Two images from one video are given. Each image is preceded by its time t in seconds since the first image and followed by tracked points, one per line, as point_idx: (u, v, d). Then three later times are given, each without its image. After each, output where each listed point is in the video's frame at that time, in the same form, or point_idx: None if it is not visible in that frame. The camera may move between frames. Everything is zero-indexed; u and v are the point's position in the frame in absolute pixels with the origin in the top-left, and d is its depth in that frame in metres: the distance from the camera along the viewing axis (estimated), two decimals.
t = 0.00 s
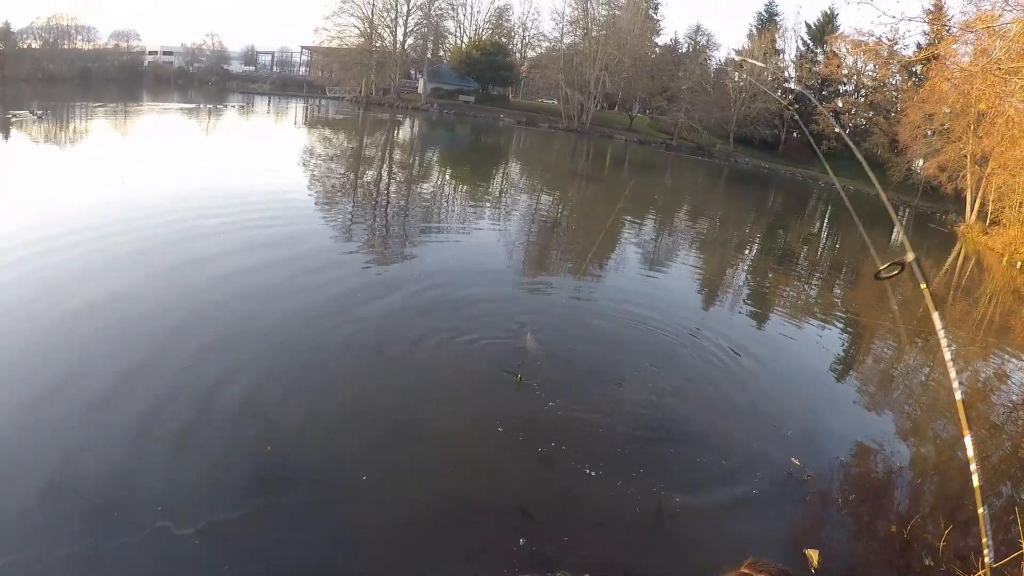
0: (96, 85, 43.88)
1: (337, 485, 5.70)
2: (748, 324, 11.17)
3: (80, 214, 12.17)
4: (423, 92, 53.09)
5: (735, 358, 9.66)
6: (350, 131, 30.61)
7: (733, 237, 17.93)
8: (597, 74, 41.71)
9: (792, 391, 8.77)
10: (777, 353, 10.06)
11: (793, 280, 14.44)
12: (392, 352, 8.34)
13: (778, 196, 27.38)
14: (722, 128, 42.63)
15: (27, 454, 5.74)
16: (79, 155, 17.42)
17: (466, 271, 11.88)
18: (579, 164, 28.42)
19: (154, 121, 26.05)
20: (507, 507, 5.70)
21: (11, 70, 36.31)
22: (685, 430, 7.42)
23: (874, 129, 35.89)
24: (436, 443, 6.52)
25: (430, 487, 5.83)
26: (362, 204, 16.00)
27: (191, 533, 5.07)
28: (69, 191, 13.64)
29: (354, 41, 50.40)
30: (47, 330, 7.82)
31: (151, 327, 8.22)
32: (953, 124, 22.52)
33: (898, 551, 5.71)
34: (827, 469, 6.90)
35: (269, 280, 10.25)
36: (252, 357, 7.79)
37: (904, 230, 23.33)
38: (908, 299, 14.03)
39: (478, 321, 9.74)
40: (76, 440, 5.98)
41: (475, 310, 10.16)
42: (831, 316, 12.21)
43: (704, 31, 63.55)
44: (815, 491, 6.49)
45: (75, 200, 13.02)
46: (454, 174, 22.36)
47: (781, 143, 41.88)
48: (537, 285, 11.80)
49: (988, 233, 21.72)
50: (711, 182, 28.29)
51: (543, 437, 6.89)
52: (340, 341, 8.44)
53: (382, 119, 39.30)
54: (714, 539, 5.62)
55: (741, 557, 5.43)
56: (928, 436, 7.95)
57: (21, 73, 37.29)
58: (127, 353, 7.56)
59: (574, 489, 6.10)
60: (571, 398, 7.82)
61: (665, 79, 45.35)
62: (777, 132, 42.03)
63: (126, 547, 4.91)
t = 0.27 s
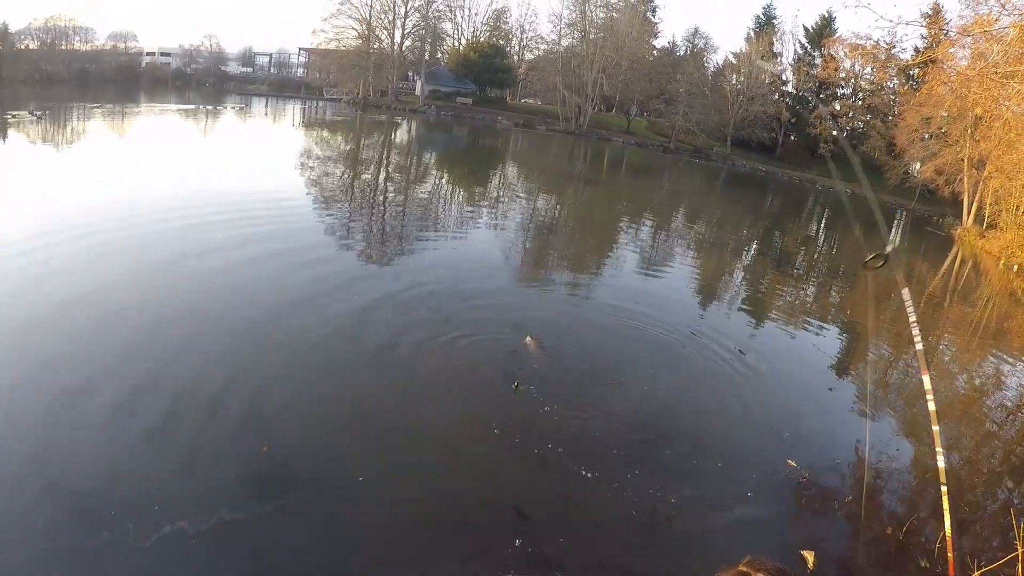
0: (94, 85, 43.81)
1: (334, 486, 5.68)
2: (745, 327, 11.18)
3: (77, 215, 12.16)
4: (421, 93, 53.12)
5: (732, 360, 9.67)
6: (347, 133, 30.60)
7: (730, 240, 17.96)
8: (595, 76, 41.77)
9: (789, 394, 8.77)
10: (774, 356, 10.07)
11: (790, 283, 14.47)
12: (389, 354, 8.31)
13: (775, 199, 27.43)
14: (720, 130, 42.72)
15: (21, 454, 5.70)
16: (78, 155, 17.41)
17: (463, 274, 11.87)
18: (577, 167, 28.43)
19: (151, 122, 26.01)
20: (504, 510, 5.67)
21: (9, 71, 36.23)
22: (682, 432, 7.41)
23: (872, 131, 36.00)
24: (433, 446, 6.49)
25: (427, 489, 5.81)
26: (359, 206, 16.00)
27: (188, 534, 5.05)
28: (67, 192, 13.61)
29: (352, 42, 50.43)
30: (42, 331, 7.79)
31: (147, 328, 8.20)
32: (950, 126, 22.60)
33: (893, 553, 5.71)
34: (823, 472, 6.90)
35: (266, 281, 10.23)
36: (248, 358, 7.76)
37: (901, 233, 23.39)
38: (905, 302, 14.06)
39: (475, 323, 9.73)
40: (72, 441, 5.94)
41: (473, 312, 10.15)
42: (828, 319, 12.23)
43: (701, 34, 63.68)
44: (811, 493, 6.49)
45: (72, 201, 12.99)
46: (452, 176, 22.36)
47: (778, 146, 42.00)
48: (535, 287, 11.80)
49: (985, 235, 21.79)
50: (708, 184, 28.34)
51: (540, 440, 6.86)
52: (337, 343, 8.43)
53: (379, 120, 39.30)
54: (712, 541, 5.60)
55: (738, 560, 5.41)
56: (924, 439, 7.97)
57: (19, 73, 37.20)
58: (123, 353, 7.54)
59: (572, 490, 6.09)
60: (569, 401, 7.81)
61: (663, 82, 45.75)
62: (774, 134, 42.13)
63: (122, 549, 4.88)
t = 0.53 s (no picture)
0: (91, 92, 43.78)
1: (326, 493, 5.60)
2: (741, 334, 11.16)
3: (74, 221, 12.10)
4: (418, 101, 53.22)
5: (728, 368, 9.63)
6: (344, 140, 30.61)
7: (726, 248, 17.95)
8: (591, 84, 41.94)
9: (786, 401, 8.73)
10: (770, 363, 10.04)
11: (786, 290, 14.46)
12: (384, 361, 8.26)
13: (771, 207, 27.48)
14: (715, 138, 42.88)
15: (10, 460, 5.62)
16: (74, 162, 17.37)
17: (460, 281, 11.84)
18: (573, 174, 28.47)
19: (148, 129, 25.98)
20: (499, 517, 5.60)
21: (6, 77, 36.18)
22: (678, 440, 7.35)
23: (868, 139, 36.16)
24: (427, 453, 6.43)
25: (423, 497, 5.73)
26: (356, 213, 15.97)
27: (180, 540, 4.97)
28: (62, 198, 13.54)
29: (349, 50, 50.61)
30: (34, 335, 7.72)
31: (140, 334, 8.13)
32: (946, 134, 22.69)
33: (890, 562, 5.65)
34: (820, 480, 6.85)
35: (261, 287, 10.17)
36: (242, 365, 7.69)
37: (897, 240, 23.45)
38: (902, 310, 14.05)
39: (472, 330, 9.68)
40: (62, 446, 5.86)
41: (469, 319, 10.11)
42: (824, 326, 12.21)
43: (698, 42, 63.97)
44: (808, 502, 6.43)
45: (67, 207, 12.93)
46: (449, 183, 22.35)
47: (774, 154, 42.15)
48: (530, 294, 11.78)
49: (981, 243, 21.86)
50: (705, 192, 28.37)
51: (536, 447, 6.80)
52: (332, 350, 8.37)
53: (376, 128, 39.33)
54: (709, 550, 5.54)
55: (736, 568, 5.35)
56: (920, 446, 7.93)
57: (15, 80, 37.16)
58: (116, 359, 7.47)
59: (568, 498, 6.01)
60: (564, 408, 7.75)
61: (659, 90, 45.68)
62: (770, 142, 42.29)
63: (111, 555, 4.79)
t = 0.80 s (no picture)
0: (94, 86, 43.73)
1: (322, 490, 5.57)
2: (740, 340, 11.13)
3: (75, 214, 12.08)
4: (421, 101, 53.20)
5: (727, 373, 9.61)
6: (346, 138, 30.57)
7: (727, 253, 17.94)
8: (594, 86, 41.95)
9: (784, 407, 8.71)
10: (769, 370, 10.01)
11: (786, 297, 14.44)
12: (381, 360, 8.22)
13: (772, 213, 27.46)
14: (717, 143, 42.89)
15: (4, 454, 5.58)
16: (77, 155, 17.35)
17: (460, 281, 11.83)
18: (574, 177, 28.46)
19: (151, 123, 25.96)
20: (494, 518, 5.56)
21: (9, 70, 36.11)
22: (676, 443, 7.33)
23: (870, 148, 36.15)
24: (424, 452, 6.39)
25: (419, 495, 5.70)
26: (357, 211, 15.95)
27: (176, 535, 4.95)
28: (64, 192, 13.49)
29: (353, 48, 50.59)
30: (32, 329, 7.68)
31: (138, 329, 8.10)
32: (949, 144, 22.69)
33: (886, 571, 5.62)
34: (817, 487, 6.81)
35: (261, 284, 10.15)
36: (239, 361, 7.65)
37: (897, 249, 23.46)
38: (901, 319, 14.04)
39: (471, 330, 9.66)
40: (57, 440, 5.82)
41: (468, 319, 10.09)
42: (823, 334, 12.20)
43: (702, 47, 63.92)
44: (806, 508, 6.41)
45: (69, 200, 12.90)
46: (450, 183, 22.33)
47: (776, 160, 42.17)
48: (530, 295, 11.76)
49: (982, 254, 21.86)
50: (706, 197, 28.37)
51: (533, 449, 6.76)
52: (330, 347, 8.34)
53: (378, 126, 39.28)
54: (706, 555, 5.51)
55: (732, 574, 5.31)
56: (917, 455, 7.91)
57: (18, 72, 37.09)
58: (113, 353, 7.43)
59: (565, 500, 5.98)
60: (562, 409, 7.73)
61: (662, 94, 45.64)
62: (772, 148, 42.28)
63: (103, 551, 4.76)
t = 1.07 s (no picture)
0: (93, 86, 43.68)
1: (321, 490, 5.57)
2: (739, 339, 11.12)
3: (75, 214, 12.06)
4: (420, 100, 53.16)
5: (727, 372, 9.60)
6: (345, 138, 30.54)
7: (727, 252, 17.93)
8: (594, 85, 41.93)
9: (783, 407, 8.71)
10: (769, 369, 10.00)
11: (786, 296, 14.43)
12: (381, 359, 8.22)
13: (772, 212, 27.44)
14: (717, 142, 42.89)
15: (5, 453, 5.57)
16: (76, 155, 17.33)
17: (460, 280, 11.83)
18: (574, 176, 28.45)
19: (150, 123, 25.93)
20: (494, 519, 5.55)
21: (9, 70, 36.05)
22: (676, 443, 7.32)
23: (871, 147, 36.12)
24: (423, 451, 6.38)
25: (419, 495, 5.70)
26: (356, 210, 15.93)
27: (175, 535, 4.94)
28: (64, 192, 13.48)
29: (352, 47, 50.55)
30: (30, 328, 7.66)
31: (137, 328, 8.08)
32: (949, 143, 22.68)
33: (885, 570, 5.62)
34: (816, 487, 6.80)
35: (261, 283, 10.15)
36: (239, 361, 7.64)
37: (897, 249, 23.44)
38: (901, 318, 14.03)
39: (471, 330, 9.65)
40: (57, 440, 5.81)
41: (468, 318, 10.08)
42: (823, 333, 12.20)
43: (701, 46, 63.86)
44: (805, 507, 6.41)
45: (69, 201, 12.88)
46: (450, 183, 22.31)
47: (776, 159, 42.16)
48: (530, 294, 11.75)
49: (982, 253, 21.86)
50: (706, 196, 28.35)
51: (533, 449, 6.75)
52: (330, 346, 8.34)
53: (378, 126, 39.23)
54: (705, 555, 5.50)
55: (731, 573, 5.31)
56: (916, 455, 7.90)
57: (17, 73, 36.99)
58: (113, 352, 7.41)
59: (565, 500, 5.98)
60: (562, 409, 7.72)
61: (662, 93, 45.87)
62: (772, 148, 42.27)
63: (103, 550, 4.76)
